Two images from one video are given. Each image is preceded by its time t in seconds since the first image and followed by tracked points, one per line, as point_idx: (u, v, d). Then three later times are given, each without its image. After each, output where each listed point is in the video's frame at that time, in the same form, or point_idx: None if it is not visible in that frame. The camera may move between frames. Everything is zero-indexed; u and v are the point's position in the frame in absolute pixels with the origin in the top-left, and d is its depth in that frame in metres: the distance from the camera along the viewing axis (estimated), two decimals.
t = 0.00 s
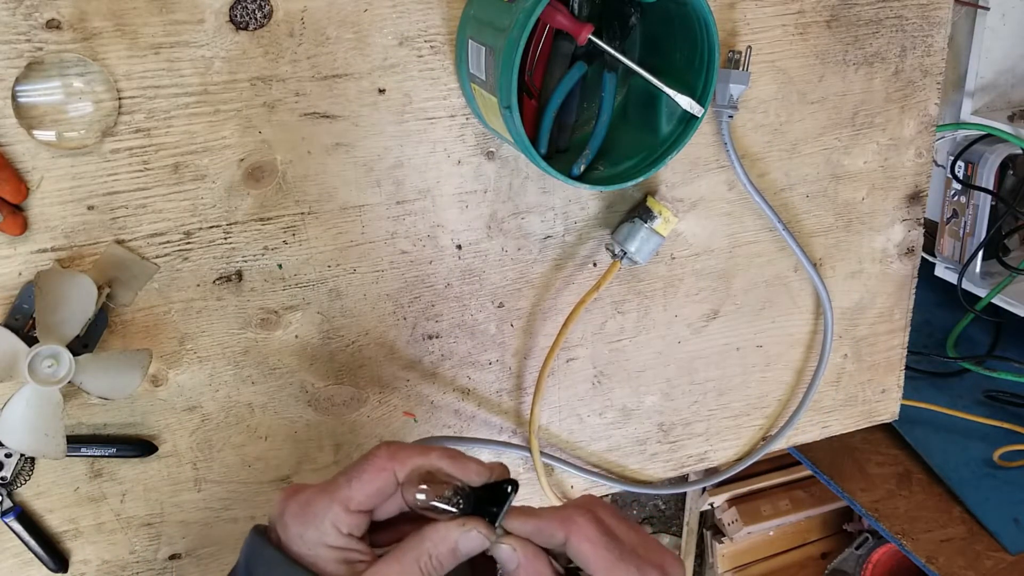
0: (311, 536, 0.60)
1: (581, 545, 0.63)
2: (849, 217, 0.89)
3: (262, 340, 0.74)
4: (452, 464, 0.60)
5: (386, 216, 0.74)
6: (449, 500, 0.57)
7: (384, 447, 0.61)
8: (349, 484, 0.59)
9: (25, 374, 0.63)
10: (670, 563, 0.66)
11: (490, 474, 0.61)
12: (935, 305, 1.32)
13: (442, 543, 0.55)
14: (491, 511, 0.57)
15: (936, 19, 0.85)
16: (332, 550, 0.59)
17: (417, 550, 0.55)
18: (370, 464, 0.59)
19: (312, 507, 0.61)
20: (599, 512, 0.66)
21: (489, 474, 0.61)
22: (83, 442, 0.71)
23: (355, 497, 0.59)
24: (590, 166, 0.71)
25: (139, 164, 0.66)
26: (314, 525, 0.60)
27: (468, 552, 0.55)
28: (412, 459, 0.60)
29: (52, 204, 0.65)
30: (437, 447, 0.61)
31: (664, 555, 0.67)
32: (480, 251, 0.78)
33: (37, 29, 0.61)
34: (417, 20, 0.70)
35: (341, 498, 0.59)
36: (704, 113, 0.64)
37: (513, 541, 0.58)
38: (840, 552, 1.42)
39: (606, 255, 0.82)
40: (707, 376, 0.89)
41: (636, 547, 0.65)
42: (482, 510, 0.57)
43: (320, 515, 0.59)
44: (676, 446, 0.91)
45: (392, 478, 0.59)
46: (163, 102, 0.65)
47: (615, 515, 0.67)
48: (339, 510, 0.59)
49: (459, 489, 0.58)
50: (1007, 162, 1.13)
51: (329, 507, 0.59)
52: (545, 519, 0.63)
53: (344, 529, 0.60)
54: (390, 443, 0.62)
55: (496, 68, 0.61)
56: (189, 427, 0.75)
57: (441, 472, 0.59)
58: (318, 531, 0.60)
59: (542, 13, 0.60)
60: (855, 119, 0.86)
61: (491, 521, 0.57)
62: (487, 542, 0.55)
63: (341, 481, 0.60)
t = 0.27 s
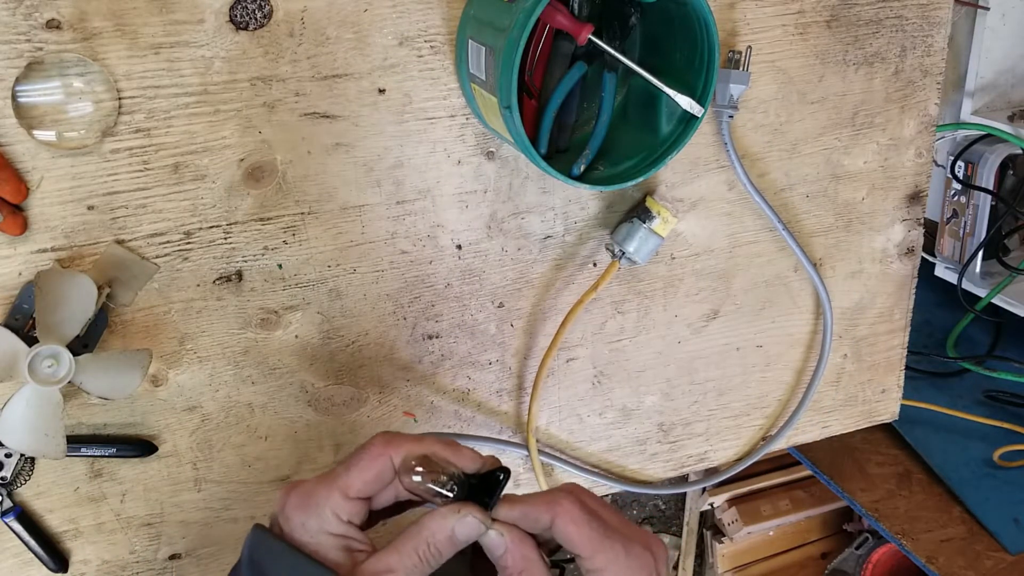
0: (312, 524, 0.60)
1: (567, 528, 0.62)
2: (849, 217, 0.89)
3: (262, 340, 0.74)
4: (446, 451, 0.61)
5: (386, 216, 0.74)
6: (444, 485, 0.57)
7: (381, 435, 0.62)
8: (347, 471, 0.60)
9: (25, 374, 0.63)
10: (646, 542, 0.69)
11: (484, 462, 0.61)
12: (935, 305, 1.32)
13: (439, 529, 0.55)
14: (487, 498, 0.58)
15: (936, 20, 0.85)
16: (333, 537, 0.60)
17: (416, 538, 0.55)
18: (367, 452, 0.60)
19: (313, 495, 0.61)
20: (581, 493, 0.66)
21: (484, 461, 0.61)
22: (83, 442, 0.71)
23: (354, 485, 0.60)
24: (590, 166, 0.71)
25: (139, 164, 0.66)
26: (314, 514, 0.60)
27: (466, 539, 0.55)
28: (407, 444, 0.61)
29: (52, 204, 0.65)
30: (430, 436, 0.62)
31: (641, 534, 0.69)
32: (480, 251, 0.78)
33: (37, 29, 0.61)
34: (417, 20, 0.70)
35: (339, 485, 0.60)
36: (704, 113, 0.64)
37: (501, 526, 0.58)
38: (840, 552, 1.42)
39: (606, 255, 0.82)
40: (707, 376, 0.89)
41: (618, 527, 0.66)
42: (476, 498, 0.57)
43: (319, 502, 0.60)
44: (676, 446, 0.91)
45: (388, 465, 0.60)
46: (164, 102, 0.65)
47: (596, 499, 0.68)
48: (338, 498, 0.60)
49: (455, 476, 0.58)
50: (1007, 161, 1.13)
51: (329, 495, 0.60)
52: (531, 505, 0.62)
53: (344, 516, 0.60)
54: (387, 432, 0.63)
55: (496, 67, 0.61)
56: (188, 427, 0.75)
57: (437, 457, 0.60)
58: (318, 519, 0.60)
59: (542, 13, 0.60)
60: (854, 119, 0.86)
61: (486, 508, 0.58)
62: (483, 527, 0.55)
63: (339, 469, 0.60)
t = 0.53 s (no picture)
0: (257, 496, 0.65)
1: (573, 520, 0.61)
2: (849, 217, 0.89)
3: (262, 340, 0.74)
4: (373, 411, 0.69)
5: (386, 217, 0.74)
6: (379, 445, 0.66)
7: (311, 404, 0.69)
8: (282, 440, 0.67)
9: (25, 374, 0.63)
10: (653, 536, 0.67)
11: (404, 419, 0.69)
12: (935, 305, 1.32)
13: (371, 485, 0.61)
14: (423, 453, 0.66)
15: (936, 20, 0.85)
16: (277, 504, 0.65)
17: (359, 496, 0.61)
18: (300, 417, 0.67)
19: (259, 470, 0.66)
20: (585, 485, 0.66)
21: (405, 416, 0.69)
22: (83, 442, 0.71)
23: (290, 450, 0.66)
24: (590, 166, 0.71)
25: (139, 164, 0.66)
26: (258, 486, 0.65)
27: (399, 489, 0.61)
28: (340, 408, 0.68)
29: (52, 204, 0.65)
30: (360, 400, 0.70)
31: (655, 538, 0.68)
32: (480, 251, 0.78)
33: (37, 29, 0.61)
34: (417, 20, 0.70)
35: (280, 453, 0.66)
36: (704, 113, 0.64)
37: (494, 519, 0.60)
38: (840, 552, 1.42)
39: (606, 255, 0.82)
40: (707, 376, 0.89)
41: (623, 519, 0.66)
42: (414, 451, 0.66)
43: (263, 474, 0.66)
44: (676, 446, 0.91)
45: (323, 429, 0.67)
46: (164, 102, 0.65)
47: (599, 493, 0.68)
48: (278, 465, 0.66)
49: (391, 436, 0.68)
50: (1007, 161, 1.13)
51: (272, 463, 0.66)
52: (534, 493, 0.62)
53: (286, 482, 0.66)
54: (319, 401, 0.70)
55: (495, 67, 0.61)
56: (188, 427, 0.75)
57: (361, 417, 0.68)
58: (263, 489, 0.65)
59: (542, 13, 0.60)
60: (854, 119, 0.86)
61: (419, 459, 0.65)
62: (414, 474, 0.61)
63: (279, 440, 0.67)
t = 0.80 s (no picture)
0: (226, 501, 0.66)
1: (628, 526, 0.66)
2: (849, 217, 0.89)
3: (262, 340, 0.74)
4: (337, 412, 0.67)
5: (386, 217, 0.74)
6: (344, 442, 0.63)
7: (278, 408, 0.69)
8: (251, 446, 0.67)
9: (26, 374, 0.63)
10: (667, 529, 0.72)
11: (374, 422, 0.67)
12: (935, 305, 1.32)
13: (333, 485, 0.59)
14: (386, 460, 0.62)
15: (936, 20, 0.85)
16: (245, 510, 0.65)
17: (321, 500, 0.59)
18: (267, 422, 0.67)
19: (228, 477, 0.67)
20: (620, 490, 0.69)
21: (371, 418, 0.67)
22: (83, 442, 0.71)
23: (258, 454, 0.67)
24: (590, 166, 0.71)
25: (138, 164, 0.66)
26: (226, 492, 0.66)
27: (361, 491, 0.59)
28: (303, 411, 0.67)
29: (52, 204, 0.65)
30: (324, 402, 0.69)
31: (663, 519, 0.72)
32: (480, 251, 0.78)
33: (37, 29, 0.61)
34: (417, 20, 0.70)
35: (247, 457, 0.67)
36: (704, 113, 0.64)
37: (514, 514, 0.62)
38: (840, 552, 1.42)
39: (606, 255, 0.82)
40: (707, 376, 0.89)
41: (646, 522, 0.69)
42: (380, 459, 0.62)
43: (231, 481, 0.66)
44: (676, 446, 0.91)
45: (286, 432, 0.67)
46: (164, 102, 0.65)
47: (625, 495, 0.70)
48: (245, 470, 0.67)
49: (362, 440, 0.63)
50: (1007, 161, 1.14)
51: (239, 468, 0.67)
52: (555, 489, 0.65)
53: (253, 486, 0.66)
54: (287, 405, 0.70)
55: (495, 67, 0.61)
56: (188, 427, 0.75)
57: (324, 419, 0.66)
58: (230, 495, 0.66)
59: (541, 13, 0.60)
60: (854, 119, 0.86)
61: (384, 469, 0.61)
62: (375, 476, 0.59)
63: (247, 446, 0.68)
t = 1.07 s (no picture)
0: (243, 512, 0.66)
1: (562, 515, 0.64)
2: (849, 217, 0.89)
3: (262, 340, 0.74)
4: (345, 417, 0.67)
5: (386, 217, 0.74)
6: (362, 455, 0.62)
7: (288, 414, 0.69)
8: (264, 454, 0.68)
9: (25, 374, 0.63)
10: (643, 519, 0.69)
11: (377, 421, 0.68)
12: (935, 305, 1.32)
13: (351, 499, 0.59)
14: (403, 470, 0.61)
15: (936, 20, 0.85)
16: (262, 521, 0.65)
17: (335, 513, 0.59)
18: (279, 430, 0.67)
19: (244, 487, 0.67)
20: (579, 476, 0.68)
21: (376, 421, 0.67)
22: (83, 442, 0.71)
23: (271, 463, 0.67)
24: (590, 166, 0.71)
25: (139, 164, 0.66)
26: (243, 502, 0.66)
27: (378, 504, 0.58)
28: (311, 417, 0.68)
29: (52, 204, 0.65)
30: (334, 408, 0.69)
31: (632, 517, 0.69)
32: (480, 251, 0.78)
33: (37, 29, 0.61)
34: (417, 20, 0.70)
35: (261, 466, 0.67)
36: (704, 113, 0.64)
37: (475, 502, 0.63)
38: (840, 552, 1.42)
39: (606, 255, 0.82)
40: (707, 376, 0.89)
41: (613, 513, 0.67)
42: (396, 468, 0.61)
43: (247, 490, 0.66)
44: (676, 446, 0.91)
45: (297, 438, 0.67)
46: (164, 102, 0.65)
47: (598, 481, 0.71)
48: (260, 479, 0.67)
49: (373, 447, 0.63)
50: (1007, 161, 1.14)
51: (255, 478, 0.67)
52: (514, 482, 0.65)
53: (269, 496, 0.66)
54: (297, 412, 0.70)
55: (495, 67, 0.61)
56: (188, 427, 0.75)
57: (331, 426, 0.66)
58: (246, 506, 0.66)
59: (541, 13, 0.60)
60: (854, 119, 0.86)
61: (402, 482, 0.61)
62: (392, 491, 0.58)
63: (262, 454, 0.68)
